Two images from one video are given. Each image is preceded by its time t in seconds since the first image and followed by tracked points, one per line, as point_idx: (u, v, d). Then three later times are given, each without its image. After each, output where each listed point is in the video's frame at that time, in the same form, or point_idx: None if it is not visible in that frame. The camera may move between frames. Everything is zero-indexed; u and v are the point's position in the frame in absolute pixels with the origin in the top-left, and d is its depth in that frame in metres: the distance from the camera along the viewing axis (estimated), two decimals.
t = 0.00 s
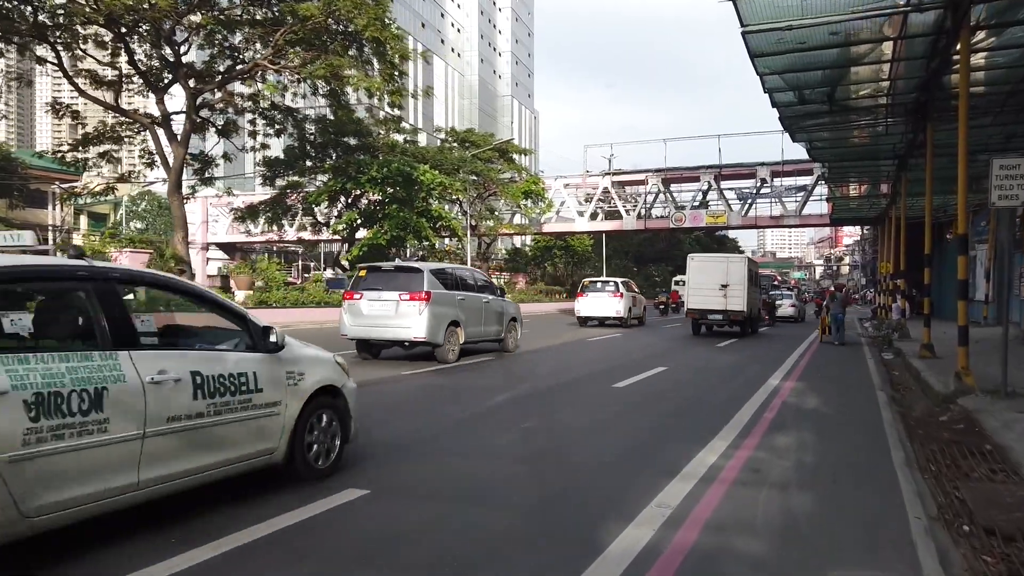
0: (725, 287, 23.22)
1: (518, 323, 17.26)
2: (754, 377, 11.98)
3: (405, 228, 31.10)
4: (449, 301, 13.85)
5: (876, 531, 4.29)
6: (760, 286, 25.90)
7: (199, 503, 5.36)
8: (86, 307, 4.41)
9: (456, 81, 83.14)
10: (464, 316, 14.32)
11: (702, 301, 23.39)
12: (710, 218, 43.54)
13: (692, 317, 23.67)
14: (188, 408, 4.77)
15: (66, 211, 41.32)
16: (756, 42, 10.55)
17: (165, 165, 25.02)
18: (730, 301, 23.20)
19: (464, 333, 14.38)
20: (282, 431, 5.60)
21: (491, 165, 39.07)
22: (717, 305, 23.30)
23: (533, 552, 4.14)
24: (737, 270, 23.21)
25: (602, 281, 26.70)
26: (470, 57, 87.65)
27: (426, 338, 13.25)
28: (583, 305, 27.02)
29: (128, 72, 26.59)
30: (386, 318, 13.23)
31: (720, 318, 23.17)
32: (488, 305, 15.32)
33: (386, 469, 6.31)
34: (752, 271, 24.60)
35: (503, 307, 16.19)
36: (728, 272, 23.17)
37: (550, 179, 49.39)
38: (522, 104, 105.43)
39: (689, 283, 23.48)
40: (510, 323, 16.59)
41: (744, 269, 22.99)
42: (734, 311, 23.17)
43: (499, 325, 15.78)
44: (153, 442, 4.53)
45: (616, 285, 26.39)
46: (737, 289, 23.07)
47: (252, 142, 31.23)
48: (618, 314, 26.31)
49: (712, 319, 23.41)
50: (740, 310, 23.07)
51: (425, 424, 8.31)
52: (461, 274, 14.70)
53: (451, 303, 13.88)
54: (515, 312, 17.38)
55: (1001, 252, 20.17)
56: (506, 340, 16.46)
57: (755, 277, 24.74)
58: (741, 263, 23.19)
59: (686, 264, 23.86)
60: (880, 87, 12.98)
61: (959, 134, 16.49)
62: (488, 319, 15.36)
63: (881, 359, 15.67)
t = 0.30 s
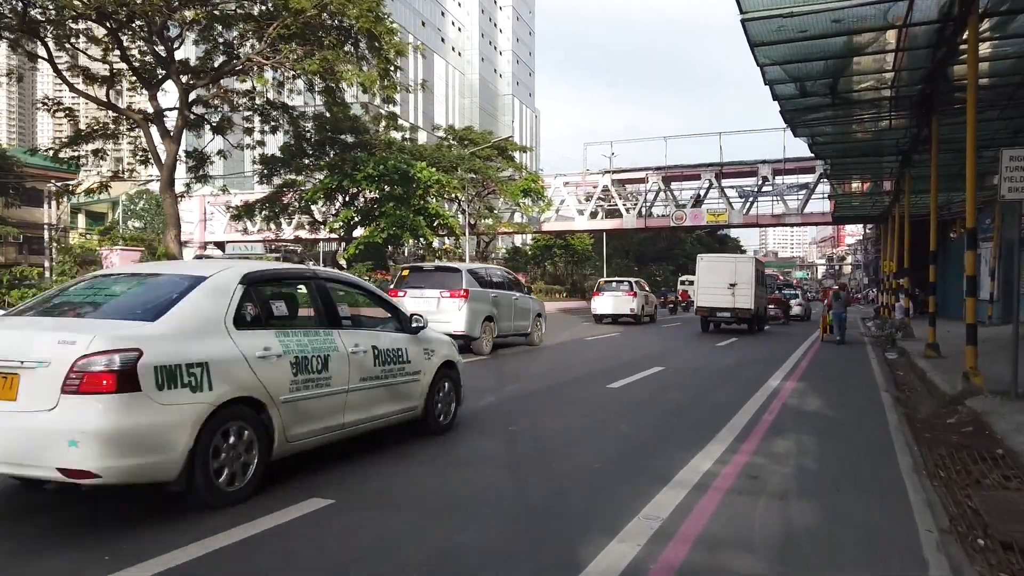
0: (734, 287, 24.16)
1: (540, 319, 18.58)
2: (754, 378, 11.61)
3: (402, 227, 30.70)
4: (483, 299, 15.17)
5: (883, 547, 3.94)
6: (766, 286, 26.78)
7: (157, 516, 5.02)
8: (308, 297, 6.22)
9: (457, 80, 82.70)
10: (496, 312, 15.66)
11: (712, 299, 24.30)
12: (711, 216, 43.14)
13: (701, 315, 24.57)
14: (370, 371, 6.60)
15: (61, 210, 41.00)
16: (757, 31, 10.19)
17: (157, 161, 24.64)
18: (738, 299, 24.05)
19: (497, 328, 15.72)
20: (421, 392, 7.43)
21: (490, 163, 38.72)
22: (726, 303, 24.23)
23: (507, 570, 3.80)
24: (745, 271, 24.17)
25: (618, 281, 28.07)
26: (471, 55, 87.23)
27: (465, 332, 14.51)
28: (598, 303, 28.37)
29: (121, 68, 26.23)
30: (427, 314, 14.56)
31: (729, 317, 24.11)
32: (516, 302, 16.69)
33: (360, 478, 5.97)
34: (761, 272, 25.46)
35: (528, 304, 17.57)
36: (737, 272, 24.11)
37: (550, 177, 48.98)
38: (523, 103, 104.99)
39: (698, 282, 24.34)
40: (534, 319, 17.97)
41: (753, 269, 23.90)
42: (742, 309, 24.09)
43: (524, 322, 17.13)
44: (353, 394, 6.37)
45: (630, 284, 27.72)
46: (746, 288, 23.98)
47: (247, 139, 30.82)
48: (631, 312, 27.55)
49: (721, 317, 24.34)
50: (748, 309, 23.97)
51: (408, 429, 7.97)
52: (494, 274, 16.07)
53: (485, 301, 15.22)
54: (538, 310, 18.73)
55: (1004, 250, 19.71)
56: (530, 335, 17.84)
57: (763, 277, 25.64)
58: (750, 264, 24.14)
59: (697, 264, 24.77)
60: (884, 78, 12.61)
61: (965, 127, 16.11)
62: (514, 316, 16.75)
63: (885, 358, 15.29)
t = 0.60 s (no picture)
0: (742, 287, 25.28)
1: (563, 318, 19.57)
2: (753, 382, 11.29)
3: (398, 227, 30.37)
4: (514, 299, 16.29)
5: (889, 570, 3.66)
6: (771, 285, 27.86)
7: (106, 528, 4.71)
8: (432, 298, 7.66)
9: (457, 79, 82.26)
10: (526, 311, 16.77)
11: (721, 299, 25.41)
12: (712, 216, 42.80)
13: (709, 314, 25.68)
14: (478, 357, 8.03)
15: (57, 209, 40.61)
16: (756, 22, 9.87)
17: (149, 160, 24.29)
18: (745, 299, 25.14)
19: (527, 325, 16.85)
20: (510, 373, 8.88)
21: (489, 162, 38.36)
22: (734, 303, 25.34)
23: None
24: (752, 272, 25.27)
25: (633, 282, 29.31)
26: (471, 54, 86.81)
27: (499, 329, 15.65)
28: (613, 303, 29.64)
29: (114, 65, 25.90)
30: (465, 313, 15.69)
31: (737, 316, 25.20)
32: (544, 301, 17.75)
33: (331, 489, 5.64)
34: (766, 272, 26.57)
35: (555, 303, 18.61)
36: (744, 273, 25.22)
37: (549, 177, 48.61)
38: (524, 103, 104.60)
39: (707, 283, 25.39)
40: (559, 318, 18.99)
41: (760, 271, 24.98)
42: (749, 309, 25.22)
43: (551, 320, 18.20)
44: (469, 375, 7.85)
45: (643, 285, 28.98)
46: (753, 289, 25.10)
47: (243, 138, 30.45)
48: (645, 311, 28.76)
49: (729, 316, 25.46)
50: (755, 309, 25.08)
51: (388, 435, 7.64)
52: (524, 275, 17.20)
53: (516, 300, 16.35)
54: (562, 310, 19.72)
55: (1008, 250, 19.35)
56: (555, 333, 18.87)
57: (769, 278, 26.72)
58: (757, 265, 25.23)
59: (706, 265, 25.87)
60: (888, 73, 12.26)
61: (969, 124, 15.78)
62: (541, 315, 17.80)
63: (888, 361, 14.95)
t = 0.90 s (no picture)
0: (748, 288, 26.14)
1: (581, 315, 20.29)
2: (751, 385, 10.98)
3: (394, 227, 30.09)
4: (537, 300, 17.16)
5: None
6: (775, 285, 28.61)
7: (53, 545, 4.44)
8: (506, 296, 9.12)
9: (457, 78, 81.86)
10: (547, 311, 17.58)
11: (728, 299, 26.27)
12: (712, 216, 42.48)
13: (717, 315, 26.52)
14: (543, 344, 9.50)
15: (53, 208, 40.28)
16: (754, 13, 9.56)
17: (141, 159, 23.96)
18: (751, 299, 26.01)
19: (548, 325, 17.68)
20: (566, 359, 10.37)
21: (487, 161, 38.04)
22: (740, 304, 26.19)
23: None
24: (756, 273, 26.12)
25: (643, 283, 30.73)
26: (472, 54, 86.48)
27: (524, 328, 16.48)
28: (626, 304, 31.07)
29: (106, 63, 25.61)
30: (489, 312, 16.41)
31: (743, 316, 26.06)
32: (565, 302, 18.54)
33: (297, 502, 5.33)
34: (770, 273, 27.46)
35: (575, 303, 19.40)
36: (749, 274, 26.07)
37: (549, 177, 48.29)
38: (525, 103, 104.23)
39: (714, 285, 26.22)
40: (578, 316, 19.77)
41: (764, 272, 25.82)
42: (754, 309, 26.07)
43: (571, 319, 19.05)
44: (536, 359, 9.33)
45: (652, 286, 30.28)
46: (758, 290, 25.97)
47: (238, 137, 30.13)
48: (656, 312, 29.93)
49: (736, 316, 26.31)
50: (761, 309, 25.92)
51: (367, 443, 7.32)
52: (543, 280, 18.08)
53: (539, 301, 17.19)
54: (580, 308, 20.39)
55: (1013, 249, 18.97)
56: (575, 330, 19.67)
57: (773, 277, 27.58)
58: (761, 267, 26.07)
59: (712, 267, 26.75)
60: (890, 67, 11.93)
61: (973, 121, 15.46)
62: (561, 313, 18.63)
63: (890, 363, 14.62)
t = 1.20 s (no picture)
0: (755, 288, 26.81)
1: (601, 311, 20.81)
2: (750, 386, 10.68)
3: (391, 225, 29.84)
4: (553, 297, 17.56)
5: None
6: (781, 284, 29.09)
7: None
8: (561, 293, 10.61)
9: (457, 78, 81.45)
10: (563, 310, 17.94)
11: (735, 299, 26.94)
12: (713, 215, 42.16)
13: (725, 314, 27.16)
14: (590, 335, 11.02)
15: (49, 208, 39.93)
16: (753, 2, 9.25)
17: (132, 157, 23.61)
18: (758, 298, 26.68)
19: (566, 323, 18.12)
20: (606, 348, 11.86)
21: (486, 160, 37.73)
22: (747, 303, 26.86)
23: None
24: (763, 274, 26.80)
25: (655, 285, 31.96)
26: (472, 53, 86.07)
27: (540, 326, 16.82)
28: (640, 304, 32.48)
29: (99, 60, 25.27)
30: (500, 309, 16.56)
31: (750, 315, 26.73)
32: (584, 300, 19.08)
33: (256, 516, 4.97)
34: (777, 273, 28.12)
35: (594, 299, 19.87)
36: (756, 275, 26.77)
37: (548, 176, 47.95)
38: (526, 102, 103.82)
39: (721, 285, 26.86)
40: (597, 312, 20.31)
41: (771, 272, 26.48)
42: (760, 308, 26.74)
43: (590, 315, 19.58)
44: (585, 347, 10.81)
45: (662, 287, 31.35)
46: (765, 289, 26.64)
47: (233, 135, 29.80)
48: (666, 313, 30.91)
49: (743, 315, 26.98)
50: (767, 308, 26.60)
51: (343, 449, 6.97)
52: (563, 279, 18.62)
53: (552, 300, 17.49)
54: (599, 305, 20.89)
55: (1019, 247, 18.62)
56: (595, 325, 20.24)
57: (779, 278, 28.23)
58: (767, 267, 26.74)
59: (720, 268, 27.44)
60: (893, 59, 11.62)
61: (978, 116, 15.09)
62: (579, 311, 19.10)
63: (893, 363, 14.30)
